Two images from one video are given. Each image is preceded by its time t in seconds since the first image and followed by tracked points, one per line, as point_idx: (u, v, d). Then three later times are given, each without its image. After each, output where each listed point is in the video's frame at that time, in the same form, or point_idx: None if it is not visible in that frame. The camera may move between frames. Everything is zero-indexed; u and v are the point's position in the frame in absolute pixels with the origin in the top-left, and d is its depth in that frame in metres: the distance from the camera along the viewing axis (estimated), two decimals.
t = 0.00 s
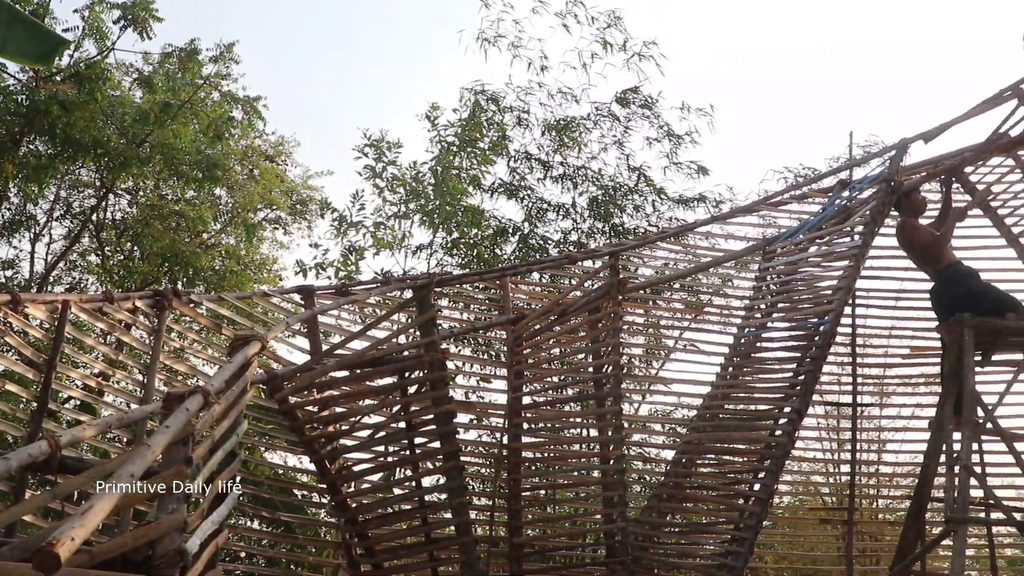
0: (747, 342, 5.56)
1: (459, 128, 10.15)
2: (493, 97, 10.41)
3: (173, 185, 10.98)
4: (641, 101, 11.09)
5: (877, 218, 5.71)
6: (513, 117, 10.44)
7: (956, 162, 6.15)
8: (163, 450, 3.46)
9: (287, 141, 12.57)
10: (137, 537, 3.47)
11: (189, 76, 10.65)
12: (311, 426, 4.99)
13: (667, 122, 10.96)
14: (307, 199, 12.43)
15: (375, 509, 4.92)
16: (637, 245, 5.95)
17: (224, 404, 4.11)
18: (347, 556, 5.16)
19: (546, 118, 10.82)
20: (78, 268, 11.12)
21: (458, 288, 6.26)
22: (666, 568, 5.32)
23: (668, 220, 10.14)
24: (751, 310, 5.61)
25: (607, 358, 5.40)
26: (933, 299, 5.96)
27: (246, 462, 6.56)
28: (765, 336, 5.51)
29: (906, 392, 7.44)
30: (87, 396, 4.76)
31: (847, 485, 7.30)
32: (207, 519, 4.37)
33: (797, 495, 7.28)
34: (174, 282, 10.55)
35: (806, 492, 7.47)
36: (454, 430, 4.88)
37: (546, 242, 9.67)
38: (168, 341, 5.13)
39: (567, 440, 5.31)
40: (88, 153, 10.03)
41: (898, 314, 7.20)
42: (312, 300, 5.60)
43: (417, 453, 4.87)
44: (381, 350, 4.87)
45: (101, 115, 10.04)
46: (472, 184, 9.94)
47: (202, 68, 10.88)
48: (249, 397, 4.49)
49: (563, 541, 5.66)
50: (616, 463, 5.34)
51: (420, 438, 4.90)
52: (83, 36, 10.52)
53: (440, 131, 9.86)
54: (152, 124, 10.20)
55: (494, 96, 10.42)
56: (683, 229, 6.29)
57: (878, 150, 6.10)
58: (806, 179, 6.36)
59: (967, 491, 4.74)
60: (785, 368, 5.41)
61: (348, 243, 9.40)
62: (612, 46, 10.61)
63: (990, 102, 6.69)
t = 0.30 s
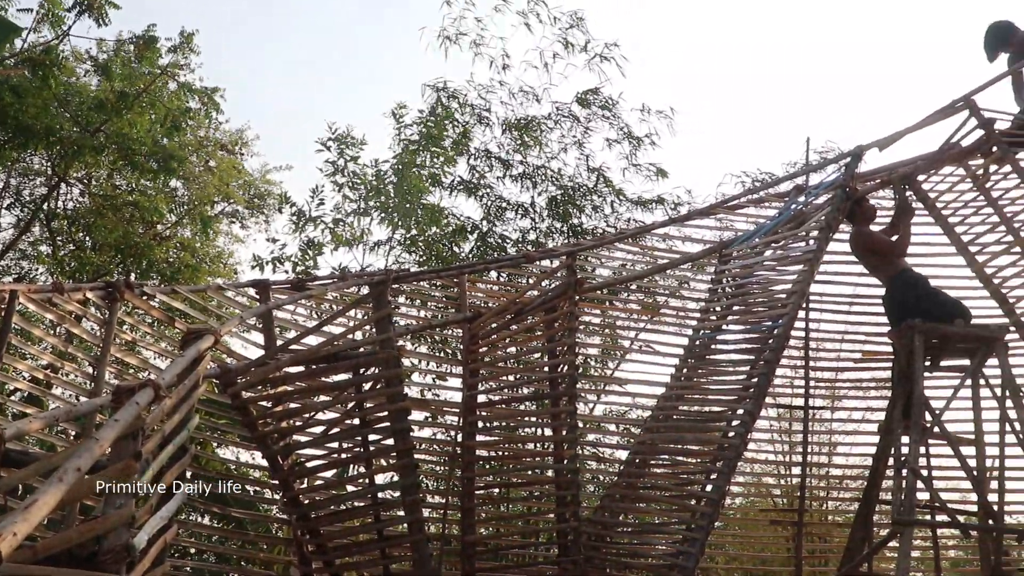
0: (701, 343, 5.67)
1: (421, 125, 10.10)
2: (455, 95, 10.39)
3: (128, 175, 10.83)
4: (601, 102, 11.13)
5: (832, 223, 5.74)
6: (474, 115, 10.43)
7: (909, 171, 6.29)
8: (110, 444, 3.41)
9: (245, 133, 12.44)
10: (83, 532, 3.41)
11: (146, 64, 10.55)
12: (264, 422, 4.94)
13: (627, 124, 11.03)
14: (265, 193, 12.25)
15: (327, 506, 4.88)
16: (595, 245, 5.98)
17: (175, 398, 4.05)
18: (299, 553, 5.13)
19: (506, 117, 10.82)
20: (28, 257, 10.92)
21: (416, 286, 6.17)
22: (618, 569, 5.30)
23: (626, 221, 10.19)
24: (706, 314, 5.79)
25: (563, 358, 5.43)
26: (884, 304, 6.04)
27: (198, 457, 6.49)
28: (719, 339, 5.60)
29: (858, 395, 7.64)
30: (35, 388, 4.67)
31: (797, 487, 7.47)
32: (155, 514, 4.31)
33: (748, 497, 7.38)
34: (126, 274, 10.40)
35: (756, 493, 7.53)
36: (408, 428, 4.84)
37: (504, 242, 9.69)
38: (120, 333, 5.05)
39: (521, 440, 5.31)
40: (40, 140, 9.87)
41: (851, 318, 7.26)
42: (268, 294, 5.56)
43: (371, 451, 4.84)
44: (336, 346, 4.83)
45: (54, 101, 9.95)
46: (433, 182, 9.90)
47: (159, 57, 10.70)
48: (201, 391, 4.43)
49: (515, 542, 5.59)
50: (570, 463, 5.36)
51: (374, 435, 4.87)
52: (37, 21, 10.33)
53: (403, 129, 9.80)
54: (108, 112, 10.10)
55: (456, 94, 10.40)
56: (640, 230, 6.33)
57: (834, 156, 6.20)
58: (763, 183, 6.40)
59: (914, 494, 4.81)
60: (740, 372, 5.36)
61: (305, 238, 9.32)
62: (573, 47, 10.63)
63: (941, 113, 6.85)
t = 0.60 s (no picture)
0: (648, 343, 5.85)
1: (375, 122, 10.05)
2: (408, 91, 10.37)
3: (73, 163, 10.72)
4: (554, 102, 11.17)
5: (780, 228, 5.79)
6: (427, 112, 10.42)
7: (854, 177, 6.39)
8: (48, 437, 3.34)
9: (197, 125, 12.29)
10: (16, 526, 3.34)
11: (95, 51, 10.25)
12: (207, 416, 4.88)
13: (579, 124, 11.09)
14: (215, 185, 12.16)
15: (270, 502, 4.84)
16: (545, 245, 6.00)
17: (116, 391, 3.98)
18: (240, 549, 5.07)
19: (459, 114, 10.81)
20: None
21: (365, 281, 6.18)
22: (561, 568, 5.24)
23: (576, 221, 10.24)
24: (655, 313, 6.00)
25: (510, 356, 5.43)
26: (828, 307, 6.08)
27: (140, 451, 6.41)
28: (667, 340, 5.71)
29: (801, 399, 7.76)
30: None
31: (740, 488, 7.52)
32: (93, 508, 4.23)
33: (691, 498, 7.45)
34: (70, 264, 10.23)
35: (700, 494, 7.59)
36: (353, 424, 4.83)
37: (454, 239, 9.69)
38: (60, 324, 4.95)
39: (467, 438, 5.32)
40: None
41: (797, 321, 7.41)
42: (214, 287, 5.50)
43: (317, 447, 4.81)
44: (282, 340, 4.78)
45: None
46: (385, 179, 9.86)
47: (107, 44, 10.43)
48: (143, 384, 4.36)
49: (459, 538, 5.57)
50: (516, 462, 5.42)
51: (319, 430, 4.84)
52: None
53: (357, 125, 9.75)
54: (54, 99, 10.06)
55: (410, 90, 10.38)
56: (591, 231, 6.37)
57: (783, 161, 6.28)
58: (713, 186, 6.45)
59: (853, 496, 4.88)
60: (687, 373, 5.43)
61: (255, 231, 9.23)
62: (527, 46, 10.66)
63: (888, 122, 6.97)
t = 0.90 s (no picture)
0: (599, 343, 5.85)
1: (329, 117, 9.99)
2: (363, 86, 10.32)
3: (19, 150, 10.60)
4: (509, 100, 11.20)
5: (731, 231, 5.87)
6: (381, 107, 10.38)
7: (806, 182, 6.49)
8: None
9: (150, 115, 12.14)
10: None
11: (43, 37, 10.29)
12: (153, 410, 4.82)
13: (533, 123, 11.14)
14: (165, 176, 11.91)
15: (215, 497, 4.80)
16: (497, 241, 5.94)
17: (58, 383, 3.92)
18: (184, 544, 5.02)
19: (414, 110, 10.79)
20: None
21: (315, 278, 6.22)
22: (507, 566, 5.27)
23: (528, 221, 10.28)
24: (605, 314, 5.98)
25: (460, 354, 5.43)
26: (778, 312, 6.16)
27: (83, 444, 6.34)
28: (616, 340, 5.72)
29: (748, 402, 7.73)
30: None
31: (687, 488, 7.62)
32: (32, 502, 4.16)
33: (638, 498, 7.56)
34: (13, 253, 10.07)
35: (647, 494, 7.66)
36: (301, 420, 4.83)
37: (406, 237, 9.68)
38: (2, 314, 4.85)
39: (415, 435, 5.33)
40: None
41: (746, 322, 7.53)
42: (162, 279, 5.45)
43: (263, 442, 4.77)
44: (230, 335, 4.73)
45: None
46: (338, 175, 9.81)
47: (56, 31, 10.50)
48: (86, 377, 4.30)
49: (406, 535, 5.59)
50: (464, 459, 5.40)
51: (266, 425, 4.82)
52: None
53: (312, 120, 9.68)
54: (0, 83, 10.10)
55: (364, 85, 10.34)
56: (544, 229, 6.35)
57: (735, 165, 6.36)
58: (665, 188, 6.50)
59: (797, 497, 4.96)
60: (636, 373, 5.51)
61: (205, 224, 9.13)
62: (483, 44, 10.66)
63: (838, 129, 7.10)
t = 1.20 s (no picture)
0: (553, 341, 5.90)
1: (286, 111, 9.93)
2: (320, 80, 10.28)
3: None
4: (467, 98, 11.23)
5: (686, 232, 5.95)
6: (338, 102, 10.34)
7: (760, 185, 6.58)
8: None
9: (104, 104, 12.01)
10: None
11: None
12: (100, 403, 4.75)
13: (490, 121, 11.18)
14: (118, 166, 11.69)
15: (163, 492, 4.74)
16: (451, 240, 5.97)
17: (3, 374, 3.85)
18: (131, 540, 4.95)
19: (371, 106, 10.77)
20: None
21: (268, 271, 6.23)
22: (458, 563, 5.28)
23: (484, 219, 10.32)
24: (559, 313, 6.01)
25: (414, 351, 5.43)
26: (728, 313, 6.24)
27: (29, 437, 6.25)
28: (570, 339, 5.75)
29: (700, 401, 7.91)
30: None
31: (639, 489, 7.67)
32: None
33: (590, 496, 7.62)
34: None
35: (599, 494, 7.71)
36: (252, 415, 4.79)
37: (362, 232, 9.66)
38: None
39: (367, 432, 5.31)
40: None
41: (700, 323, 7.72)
42: (112, 271, 5.40)
43: (213, 437, 4.73)
44: (181, 328, 4.69)
45: None
46: (294, 169, 9.75)
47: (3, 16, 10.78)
48: (32, 369, 4.23)
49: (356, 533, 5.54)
50: (417, 456, 5.40)
51: (216, 420, 4.77)
52: None
53: (268, 113, 9.61)
54: None
55: (321, 79, 10.29)
56: (500, 227, 6.35)
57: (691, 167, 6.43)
58: (621, 188, 6.54)
59: (747, 497, 5.01)
60: (588, 373, 5.52)
61: (157, 216, 9.03)
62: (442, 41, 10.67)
63: (792, 133, 7.21)
